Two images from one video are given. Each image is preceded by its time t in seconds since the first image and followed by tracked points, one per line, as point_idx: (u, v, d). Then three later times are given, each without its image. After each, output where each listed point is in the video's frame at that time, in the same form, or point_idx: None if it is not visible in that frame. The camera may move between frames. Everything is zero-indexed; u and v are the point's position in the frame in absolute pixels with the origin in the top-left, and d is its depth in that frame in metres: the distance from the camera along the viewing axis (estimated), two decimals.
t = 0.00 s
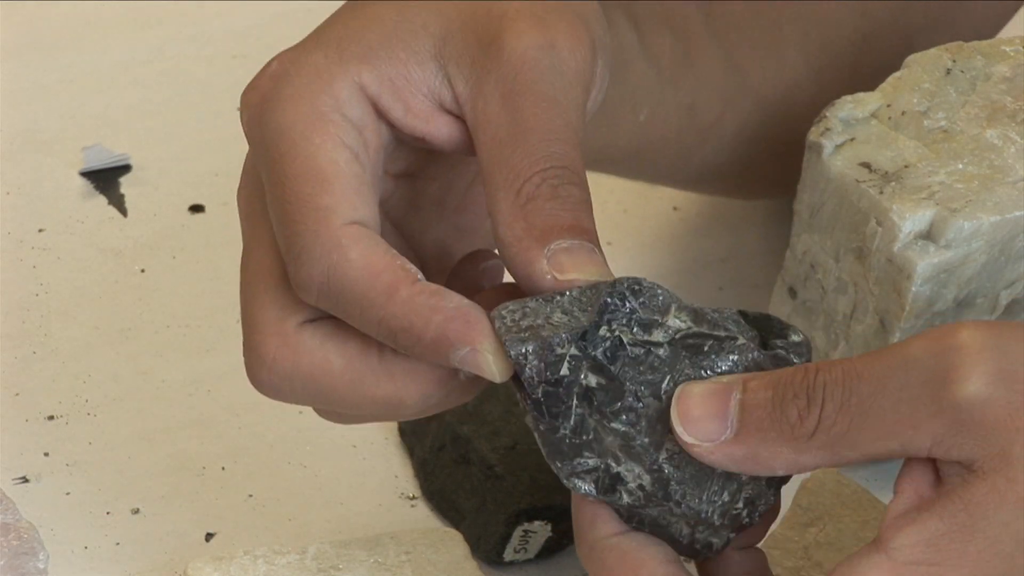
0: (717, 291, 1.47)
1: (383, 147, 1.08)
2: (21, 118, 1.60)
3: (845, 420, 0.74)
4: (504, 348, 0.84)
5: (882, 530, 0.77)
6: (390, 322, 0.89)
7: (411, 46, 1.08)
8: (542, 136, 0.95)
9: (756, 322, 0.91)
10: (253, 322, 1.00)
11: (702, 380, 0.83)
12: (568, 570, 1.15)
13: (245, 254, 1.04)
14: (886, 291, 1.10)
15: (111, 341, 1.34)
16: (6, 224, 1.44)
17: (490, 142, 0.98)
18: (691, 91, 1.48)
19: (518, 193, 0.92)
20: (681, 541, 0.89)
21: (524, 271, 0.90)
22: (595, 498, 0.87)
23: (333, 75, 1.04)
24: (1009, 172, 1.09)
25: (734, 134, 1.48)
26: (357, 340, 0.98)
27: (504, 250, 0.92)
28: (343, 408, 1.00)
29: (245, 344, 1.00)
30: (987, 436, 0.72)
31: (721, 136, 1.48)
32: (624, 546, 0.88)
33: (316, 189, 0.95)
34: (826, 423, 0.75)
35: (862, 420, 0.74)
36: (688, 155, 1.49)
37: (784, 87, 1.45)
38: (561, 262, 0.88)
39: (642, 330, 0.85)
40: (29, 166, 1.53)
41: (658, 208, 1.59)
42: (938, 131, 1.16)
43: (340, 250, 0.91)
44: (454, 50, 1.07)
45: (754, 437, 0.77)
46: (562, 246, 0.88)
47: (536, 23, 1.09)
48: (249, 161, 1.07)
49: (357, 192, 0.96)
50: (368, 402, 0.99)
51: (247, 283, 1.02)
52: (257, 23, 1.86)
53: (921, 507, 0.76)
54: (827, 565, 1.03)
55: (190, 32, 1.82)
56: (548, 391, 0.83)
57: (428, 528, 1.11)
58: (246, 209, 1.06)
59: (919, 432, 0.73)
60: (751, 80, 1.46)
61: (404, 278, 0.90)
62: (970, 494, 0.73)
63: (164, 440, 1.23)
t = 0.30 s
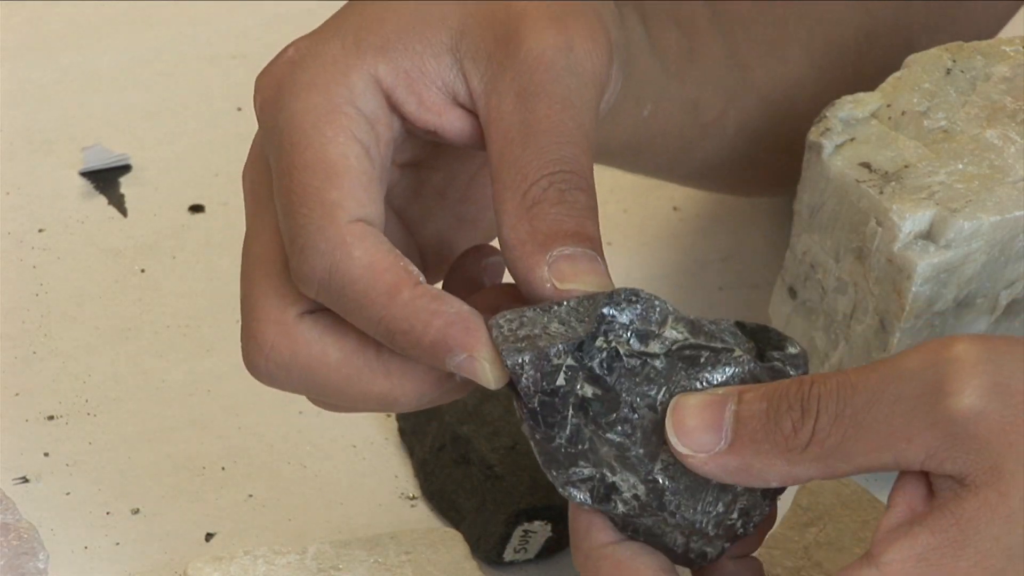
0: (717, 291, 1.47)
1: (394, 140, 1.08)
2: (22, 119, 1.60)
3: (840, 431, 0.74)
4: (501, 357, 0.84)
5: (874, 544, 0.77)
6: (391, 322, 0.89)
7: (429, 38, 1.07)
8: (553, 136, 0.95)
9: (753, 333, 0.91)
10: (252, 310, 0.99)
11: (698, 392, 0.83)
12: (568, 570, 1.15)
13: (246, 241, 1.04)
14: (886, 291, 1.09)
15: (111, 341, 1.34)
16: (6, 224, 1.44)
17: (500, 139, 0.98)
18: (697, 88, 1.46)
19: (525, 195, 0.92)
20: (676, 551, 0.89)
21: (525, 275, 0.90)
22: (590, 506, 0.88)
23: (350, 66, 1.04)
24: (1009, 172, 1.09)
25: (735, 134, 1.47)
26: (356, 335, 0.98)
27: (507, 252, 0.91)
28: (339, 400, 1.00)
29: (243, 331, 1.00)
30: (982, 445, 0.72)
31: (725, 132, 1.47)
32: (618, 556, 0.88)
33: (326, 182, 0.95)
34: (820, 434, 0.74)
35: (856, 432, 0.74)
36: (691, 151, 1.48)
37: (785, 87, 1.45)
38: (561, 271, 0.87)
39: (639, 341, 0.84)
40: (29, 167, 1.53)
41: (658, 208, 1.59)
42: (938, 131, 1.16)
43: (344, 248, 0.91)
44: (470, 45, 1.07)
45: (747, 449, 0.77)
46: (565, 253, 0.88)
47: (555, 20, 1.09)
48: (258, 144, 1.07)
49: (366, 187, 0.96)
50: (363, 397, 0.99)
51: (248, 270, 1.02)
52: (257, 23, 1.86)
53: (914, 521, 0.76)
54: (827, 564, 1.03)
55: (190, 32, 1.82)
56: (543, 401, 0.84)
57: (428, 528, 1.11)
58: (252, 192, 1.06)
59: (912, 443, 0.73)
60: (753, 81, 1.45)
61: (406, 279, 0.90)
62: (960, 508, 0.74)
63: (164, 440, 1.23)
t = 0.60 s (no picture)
0: (718, 291, 1.47)
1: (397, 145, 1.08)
2: (21, 119, 1.60)
3: (841, 435, 0.74)
4: (502, 362, 0.85)
5: (875, 550, 0.77)
6: (390, 327, 0.88)
7: (432, 43, 1.08)
8: (557, 141, 0.95)
9: (754, 339, 0.91)
10: (255, 315, 0.99)
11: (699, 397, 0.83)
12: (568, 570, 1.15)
13: (249, 247, 1.04)
14: (886, 291, 1.09)
15: (110, 341, 1.34)
16: (6, 224, 1.45)
17: (503, 142, 0.98)
18: (700, 88, 1.46)
19: (527, 200, 0.91)
20: (676, 556, 0.89)
21: (527, 281, 0.90)
22: (590, 512, 0.87)
23: (354, 71, 1.04)
24: (1009, 172, 1.09)
25: (738, 134, 1.47)
26: (359, 340, 0.98)
27: (508, 255, 0.91)
28: (342, 404, 1.00)
29: (247, 337, 1.00)
30: (983, 451, 0.72)
31: (727, 134, 1.47)
32: (620, 562, 0.88)
33: (328, 187, 0.95)
34: (822, 437, 0.74)
35: (857, 436, 0.74)
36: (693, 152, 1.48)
37: (786, 87, 1.45)
38: (563, 276, 0.87)
39: (640, 345, 0.85)
40: (29, 167, 1.53)
41: (658, 207, 1.59)
42: (938, 131, 1.16)
43: (345, 253, 0.91)
44: (474, 49, 1.07)
45: (749, 453, 0.77)
46: (567, 258, 0.88)
47: (560, 26, 1.08)
48: (261, 149, 1.07)
49: (368, 192, 0.96)
50: (366, 403, 0.99)
51: (251, 276, 1.02)
52: (257, 23, 1.86)
53: (916, 527, 0.76)
54: (826, 565, 1.03)
55: (190, 31, 1.82)
56: (544, 405, 0.84)
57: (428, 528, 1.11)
58: (255, 197, 1.06)
59: (913, 448, 0.73)
60: (756, 79, 1.45)
61: (407, 284, 0.90)
62: (962, 511, 0.74)
63: (164, 440, 1.23)
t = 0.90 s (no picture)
0: (718, 291, 1.47)
1: (405, 142, 1.08)
2: (21, 119, 1.60)
3: (843, 437, 0.74)
4: (506, 362, 0.84)
5: (876, 553, 0.77)
6: (394, 327, 0.88)
7: (443, 40, 1.07)
8: (565, 142, 0.95)
9: (757, 343, 0.91)
10: (261, 309, 0.99)
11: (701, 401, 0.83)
12: (568, 570, 1.15)
13: (256, 240, 1.04)
14: (886, 291, 1.10)
15: (111, 341, 1.34)
16: (6, 224, 1.45)
17: (512, 141, 0.98)
18: (705, 89, 1.46)
19: (533, 200, 0.92)
20: (676, 559, 0.89)
21: (532, 279, 0.90)
22: (591, 513, 0.87)
23: (364, 68, 1.04)
24: (1009, 172, 1.09)
25: (741, 135, 1.47)
26: (365, 337, 0.98)
27: (513, 253, 0.92)
28: (347, 402, 1.00)
29: (253, 331, 1.00)
30: (984, 455, 0.72)
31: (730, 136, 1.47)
32: (622, 564, 0.88)
33: (335, 184, 0.95)
34: (824, 439, 0.74)
35: (859, 439, 0.74)
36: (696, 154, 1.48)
37: (788, 86, 1.45)
38: (567, 276, 0.87)
39: (643, 348, 0.85)
40: (29, 166, 1.53)
41: (658, 208, 1.59)
42: (938, 131, 1.16)
43: (350, 251, 0.91)
44: (485, 48, 1.06)
45: (752, 457, 0.77)
46: (571, 259, 0.88)
47: (570, 25, 1.08)
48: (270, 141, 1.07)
49: (376, 190, 0.96)
50: (372, 400, 0.99)
51: (257, 271, 1.02)
52: (257, 24, 1.86)
53: (917, 531, 0.76)
54: (827, 564, 1.03)
55: (190, 31, 1.82)
56: (547, 406, 0.84)
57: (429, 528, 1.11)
58: (263, 190, 1.06)
59: (915, 451, 0.73)
60: (761, 81, 1.45)
61: (411, 284, 0.90)
62: (963, 515, 0.74)
63: (164, 440, 1.23)
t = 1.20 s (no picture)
0: (718, 291, 1.47)
1: (412, 145, 1.08)
2: (21, 118, 1.60)
3: (844, 445, 0.74)
4: (507, 368, 0.84)
5: (877, 562, 0.77)
6: (396, 331, 0.88)
7: (451, 43, 1.07)
8: (571, 148, 0.95)
9: (759, 352, 0.90)
10: (265, 311, 1.00)
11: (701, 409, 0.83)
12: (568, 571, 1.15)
13: (260, 242, 1.03)
14: (886, 291, 1.09)
15: (111, 341, 1.34)
16: (6, 224, 1.45)
17: (519, 145, 0.98)
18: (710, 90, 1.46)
19: (538, 205, 0.92)
20: (676, 566, 0.89)
21: (535, 285, 0.90)
22: (591, 520, 0.87)
23: (371, 71, 1.04)
24: (1009, 172, 1.09)
25: (743, 134, 1.47)
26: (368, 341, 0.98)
27: (516, 259, 0.92)
28: (349, 404, 1.00)
29: (257, 333, 1.00)
30: (985, 463, 0.72)
31: (732, 135, 1.47)
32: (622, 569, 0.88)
33: (339, 188, 0.95)
34: (825, 447, 0.74)
35: (860, 447, 0.74)
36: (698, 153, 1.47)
37: (789, 87, 1.45)
38: (570, 282, 0.88)
39: (645, 355, 0.85)
40: (28, 166, 1.53)
41: (658, 208, 1.59)
42: (938, 131, 1.16)
43: (353, 255, 0.91)
44: (493, 51, 1.06)
45: (752, 464, 0.77)
46: (576, 265, 0.88)
47: (580, 29, 1.08)
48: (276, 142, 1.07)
49: (380, 195, 0.96)
50: (375, 404, 0.99)
51: (261, 274, 1.02)
52: (257, 23, 1.86)
53: (917, 540, 0.76)
54: (827, 565, 1.03)
55: (190, 31, 1.82)
56: (548, 412, 0.84)
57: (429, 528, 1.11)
58: (269, 192, 1.06)
59: (916, 459, 0.73)
60: (763, 81, 1.45)
61: (414, 289, 0.90)
62: (964, 524, 0.74)
63: (164, 440, 1.23)
